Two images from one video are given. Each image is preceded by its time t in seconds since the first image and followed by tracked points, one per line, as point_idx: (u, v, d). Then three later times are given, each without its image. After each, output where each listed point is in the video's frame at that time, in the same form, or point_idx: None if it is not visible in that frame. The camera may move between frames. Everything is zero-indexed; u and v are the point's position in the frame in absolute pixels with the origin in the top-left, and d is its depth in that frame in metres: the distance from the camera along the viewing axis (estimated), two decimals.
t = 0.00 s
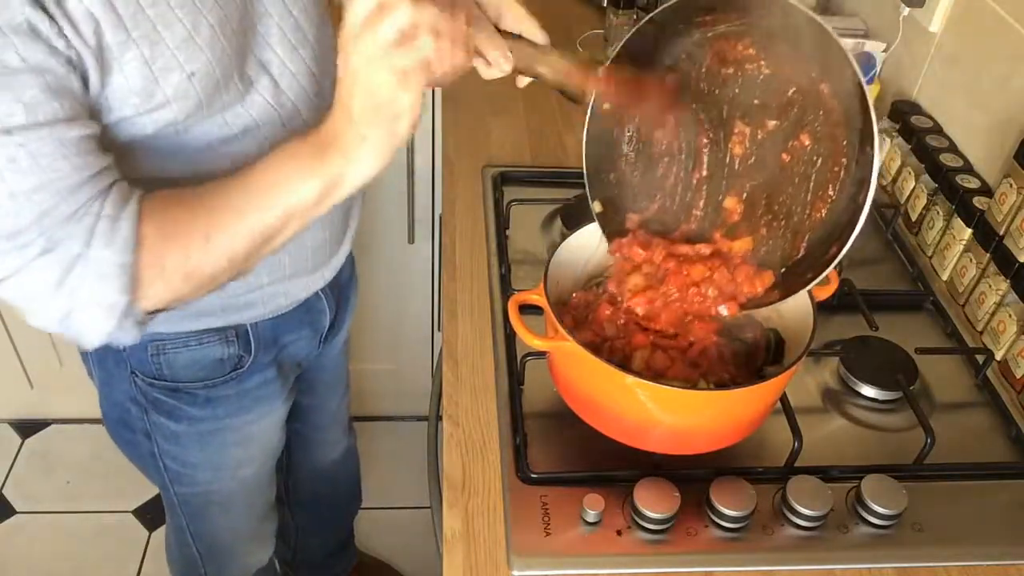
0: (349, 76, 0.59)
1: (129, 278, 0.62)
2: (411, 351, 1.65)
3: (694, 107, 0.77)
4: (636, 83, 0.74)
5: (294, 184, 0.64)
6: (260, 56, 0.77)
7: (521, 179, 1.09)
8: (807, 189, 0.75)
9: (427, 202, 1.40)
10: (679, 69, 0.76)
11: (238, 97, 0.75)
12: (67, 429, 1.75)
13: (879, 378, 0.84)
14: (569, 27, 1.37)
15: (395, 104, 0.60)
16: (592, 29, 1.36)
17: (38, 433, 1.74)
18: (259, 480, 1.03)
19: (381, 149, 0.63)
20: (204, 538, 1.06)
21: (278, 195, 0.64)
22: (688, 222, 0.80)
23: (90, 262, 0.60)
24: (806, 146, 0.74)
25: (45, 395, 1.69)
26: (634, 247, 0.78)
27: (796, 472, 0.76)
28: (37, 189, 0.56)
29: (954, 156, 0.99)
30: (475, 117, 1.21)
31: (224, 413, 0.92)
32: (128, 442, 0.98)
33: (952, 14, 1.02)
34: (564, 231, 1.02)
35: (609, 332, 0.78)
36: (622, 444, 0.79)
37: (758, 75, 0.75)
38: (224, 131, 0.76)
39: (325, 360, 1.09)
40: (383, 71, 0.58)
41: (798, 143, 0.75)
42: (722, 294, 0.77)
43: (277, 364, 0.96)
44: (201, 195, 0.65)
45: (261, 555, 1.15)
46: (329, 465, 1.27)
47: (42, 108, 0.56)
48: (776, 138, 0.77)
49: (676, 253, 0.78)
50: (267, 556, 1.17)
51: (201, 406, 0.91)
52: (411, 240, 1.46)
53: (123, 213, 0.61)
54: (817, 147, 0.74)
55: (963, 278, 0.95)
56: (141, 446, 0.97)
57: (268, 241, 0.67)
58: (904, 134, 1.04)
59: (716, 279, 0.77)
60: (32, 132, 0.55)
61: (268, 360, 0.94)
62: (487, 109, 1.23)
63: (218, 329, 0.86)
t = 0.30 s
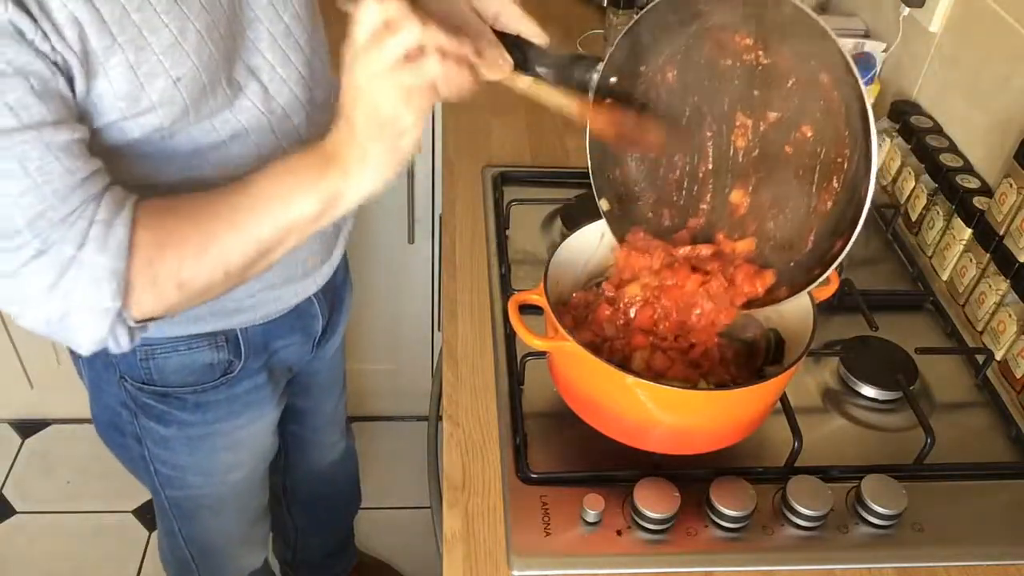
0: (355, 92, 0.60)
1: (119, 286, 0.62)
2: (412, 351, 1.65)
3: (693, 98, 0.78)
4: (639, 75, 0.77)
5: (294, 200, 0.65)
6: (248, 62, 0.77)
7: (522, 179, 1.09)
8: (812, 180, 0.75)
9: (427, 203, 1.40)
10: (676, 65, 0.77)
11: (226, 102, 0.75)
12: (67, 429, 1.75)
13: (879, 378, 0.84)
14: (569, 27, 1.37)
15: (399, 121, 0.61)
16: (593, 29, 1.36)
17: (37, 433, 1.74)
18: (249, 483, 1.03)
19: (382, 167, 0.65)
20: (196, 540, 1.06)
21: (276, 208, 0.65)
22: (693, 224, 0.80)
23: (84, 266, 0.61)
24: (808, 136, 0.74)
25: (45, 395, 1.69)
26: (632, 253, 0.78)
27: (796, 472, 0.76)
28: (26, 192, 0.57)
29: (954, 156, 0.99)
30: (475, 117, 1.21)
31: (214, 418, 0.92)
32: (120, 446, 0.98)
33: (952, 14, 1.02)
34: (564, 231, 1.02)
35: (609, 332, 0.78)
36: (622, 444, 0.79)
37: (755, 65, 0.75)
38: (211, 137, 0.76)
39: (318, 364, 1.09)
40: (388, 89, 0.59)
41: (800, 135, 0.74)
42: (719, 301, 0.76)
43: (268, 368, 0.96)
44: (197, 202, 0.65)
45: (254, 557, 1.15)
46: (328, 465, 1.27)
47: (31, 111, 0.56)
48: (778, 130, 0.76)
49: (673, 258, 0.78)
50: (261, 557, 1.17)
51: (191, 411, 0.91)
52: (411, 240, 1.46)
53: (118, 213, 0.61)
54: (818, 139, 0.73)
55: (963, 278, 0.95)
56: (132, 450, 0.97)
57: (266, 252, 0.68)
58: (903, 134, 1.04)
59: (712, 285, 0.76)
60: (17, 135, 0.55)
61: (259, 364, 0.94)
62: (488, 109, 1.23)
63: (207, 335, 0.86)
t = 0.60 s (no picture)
0: (384, 137, 0.62)
1: (121, 300, 0.63)
2: (411, 352, 1.65)
3: (697, 74, 0.76)
4: (641, 53, 0.76)
5: (308, 235, 0.66)
6: (245, 63, 0.77)
7: (522, 179, 1.09)
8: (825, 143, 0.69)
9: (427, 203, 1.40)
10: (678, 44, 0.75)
11: (224, 104, 0.75)
12: (66, 429, 1.75)
13: (879, 378, 0.84)
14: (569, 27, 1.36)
15: (426, 169, 0.63)
16: (593, 29, 1.36)
17: (37, 433, 1.74)
18: (251, 484, 1.03)
19: (402, 211, 0.66)
20: (198, 543, 1.06)
21: (288, 240, 0.66)
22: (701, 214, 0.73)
23: (85, 274, 0.61)
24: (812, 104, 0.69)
25: (45, 395, 1.69)
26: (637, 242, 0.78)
27: (796, 472, 0.76)
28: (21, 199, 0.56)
29: (954, 156, 0.99)
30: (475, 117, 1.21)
31: (214, 421, 0.92)
32: (121, 450, 0.98)
33: (951, 13, 1.02)
34: (564, 231, 1.02)
35: (610, 332, 0.78)
36: (623, 444, 0.79)
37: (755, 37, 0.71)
38: (208, 139, 0.76)
39: (318, 366, 1.09)
40: (420, 138, 0.61)
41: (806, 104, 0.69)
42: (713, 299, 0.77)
43: (268, 371, 0.96)
44: (206, 224, 0.66)
45: (255, 558, 1.15)
46: (328, 466, 1.27)
47: (29, 114, 0.56)
48: (783, 102, 0.71)
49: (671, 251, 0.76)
50: (263, 558, 1.17)
51: (191, 415, 0.91)
52: (411, 240, 1.46)
53: (121, 231, 0.62)
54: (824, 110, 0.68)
55: (964, 278, 0.95)
56: (132, 453, 0.97)
57: (272, 281, 0.69)
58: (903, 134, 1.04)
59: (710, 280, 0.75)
60: (16, 139, 0.55)
61: (259, 368, 0.94)
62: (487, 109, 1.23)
63: (207, 339, 0.86)
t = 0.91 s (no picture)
0: (390, 126, 0.62)
1: (132, 292, 0.63)
2: (411, 351, 1.65)
3: (697, 71, 0.73)
4: (640, 52, 0.73)
5: (316, 222, 0.66)
6: (247, 64, 0.77)
7: (521, 179, 1.09)
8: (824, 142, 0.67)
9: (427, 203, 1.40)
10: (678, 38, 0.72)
11: (226, 105, 0.75)
12: (66, 429, 1.75)
13: (879, 378, 0.84)
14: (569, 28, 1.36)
15: (433, 157, 0.63)
16: (593, 29, 1.36)
17: (37, 433, 1.74)
18: (253, 484, 1.03)
19: (408, 202, 0.66)
20: (202, 544, 1.07)
21: (296, 228, 0.66)
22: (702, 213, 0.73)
23: (94, 270, 0.61)
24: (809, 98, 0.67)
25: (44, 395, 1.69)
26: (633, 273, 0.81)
27: (796, 472, 0.76)
28: (31, 195, 0.57)
29: (954, 156, 0.99)
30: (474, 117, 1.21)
31: (217, 422, 0.92)
32: (123, 452, 0.98)
33: (951, 13, 1.02)
34: (564, 231, 1.02)
35: (609, 332, 0.78)
36: (623, 444, 0.79)
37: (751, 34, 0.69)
38: (211, 140, 0.76)
39: (318, 367, 1.09)
40: (427, 125, 0.61)
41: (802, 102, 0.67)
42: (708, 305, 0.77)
43: (270, 372, 0.96)
44: (214, 214, 0.66)
45: (256, 560, 1.15)
46: (328, 466, 1.27)
47: (37, 110, 0.56)
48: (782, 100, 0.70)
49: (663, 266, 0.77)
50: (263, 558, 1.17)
51: (194, 416, 0.91)
52: (411, 240, 1.46)
53: (130, 222, 0.62)
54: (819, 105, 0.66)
55: (964, 278, 0.95)
56: (135, 455, 0.96)
57: (280, 271, 0.68)
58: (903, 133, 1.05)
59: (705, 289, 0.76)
60: (27, 135, 0.56)
61: (261, 369, 0.94)
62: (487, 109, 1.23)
63: (211, 339, 0.86)
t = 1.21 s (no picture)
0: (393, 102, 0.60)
1: (144, 283, 0.63)
2: (411, 351, 1.65)
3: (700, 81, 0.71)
4: (642, 62, 0.73)
5: (327, 207, 0.64)
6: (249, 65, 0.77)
7: (521, 179, 1.09)
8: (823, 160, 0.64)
9: (427, 203, 1.40)
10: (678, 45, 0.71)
11: (228, 106, 0.75)
12: (66, 429, 1.75)
13: (879, 378, 0.84)
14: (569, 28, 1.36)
15: (440, 133, 0.61)
16: (593, 29, 1.35)
17: (37, 433, 1.74)
18: (252, 485, 1.03)
19: (419, 179, 0.64)
20: (198, 545, 1.07)
21: (305, 215, 0.64)
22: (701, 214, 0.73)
23: (108, 264, 0.61)
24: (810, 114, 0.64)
25: (44, 395, 1.69)
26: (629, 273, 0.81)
27: (796, 472, 0.76)
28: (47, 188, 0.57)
29: (954, 156, 0.99)
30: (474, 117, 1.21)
31: (214, 424, 0.92)
32: (121, 452, 0.98)
33: (951, 13, 1.02)
34: (564, 232, 1.02)
35: (609, 332, 0.78)
36: (622, 445, 0.79)
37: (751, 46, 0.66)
38: (213, 140, 0.76)
39: (318, 369, 1.09)
40: (428, 99, 0.59)
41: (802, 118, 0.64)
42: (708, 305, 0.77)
43: (268, 374, 0.96)
44: (227, 205, 0.65)
45: (255, 561, 1.15)
46: (328, 467, 1.27)
47: (46, 105, 0.56)
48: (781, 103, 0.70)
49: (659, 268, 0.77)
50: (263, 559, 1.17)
51: (190, 416, 0.91)
52: (411, 240, 1.46)
53: (142, 213, 0.61)
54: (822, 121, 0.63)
55: (964, 278, 0.95)
56: (133, 455, 0.97)
57: (293, 260, 0.67)
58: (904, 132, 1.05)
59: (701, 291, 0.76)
60: (37, 130, 0.56)
61: (258, 371, 0.94)
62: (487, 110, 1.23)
63: (208, 341, 0.86)
